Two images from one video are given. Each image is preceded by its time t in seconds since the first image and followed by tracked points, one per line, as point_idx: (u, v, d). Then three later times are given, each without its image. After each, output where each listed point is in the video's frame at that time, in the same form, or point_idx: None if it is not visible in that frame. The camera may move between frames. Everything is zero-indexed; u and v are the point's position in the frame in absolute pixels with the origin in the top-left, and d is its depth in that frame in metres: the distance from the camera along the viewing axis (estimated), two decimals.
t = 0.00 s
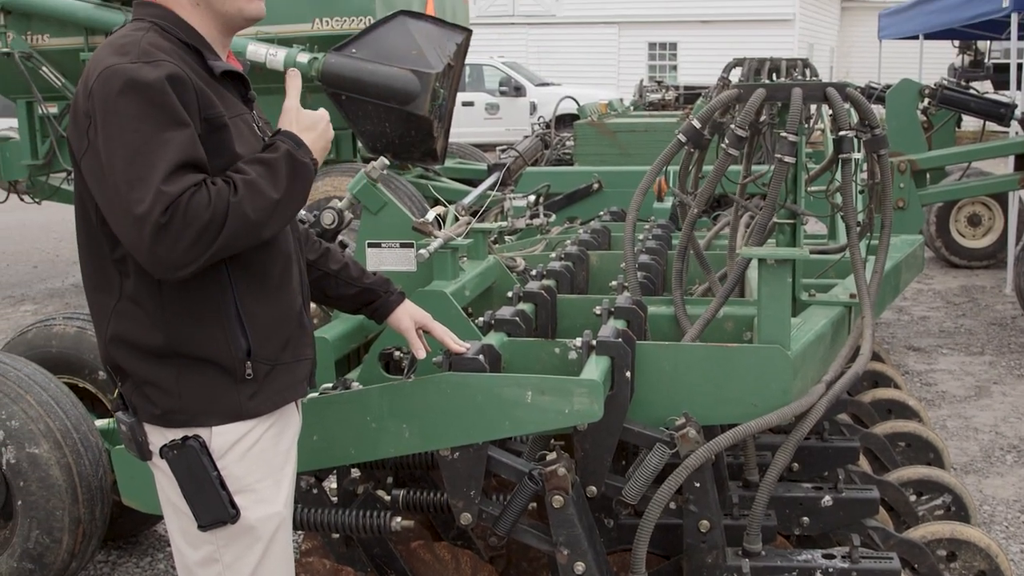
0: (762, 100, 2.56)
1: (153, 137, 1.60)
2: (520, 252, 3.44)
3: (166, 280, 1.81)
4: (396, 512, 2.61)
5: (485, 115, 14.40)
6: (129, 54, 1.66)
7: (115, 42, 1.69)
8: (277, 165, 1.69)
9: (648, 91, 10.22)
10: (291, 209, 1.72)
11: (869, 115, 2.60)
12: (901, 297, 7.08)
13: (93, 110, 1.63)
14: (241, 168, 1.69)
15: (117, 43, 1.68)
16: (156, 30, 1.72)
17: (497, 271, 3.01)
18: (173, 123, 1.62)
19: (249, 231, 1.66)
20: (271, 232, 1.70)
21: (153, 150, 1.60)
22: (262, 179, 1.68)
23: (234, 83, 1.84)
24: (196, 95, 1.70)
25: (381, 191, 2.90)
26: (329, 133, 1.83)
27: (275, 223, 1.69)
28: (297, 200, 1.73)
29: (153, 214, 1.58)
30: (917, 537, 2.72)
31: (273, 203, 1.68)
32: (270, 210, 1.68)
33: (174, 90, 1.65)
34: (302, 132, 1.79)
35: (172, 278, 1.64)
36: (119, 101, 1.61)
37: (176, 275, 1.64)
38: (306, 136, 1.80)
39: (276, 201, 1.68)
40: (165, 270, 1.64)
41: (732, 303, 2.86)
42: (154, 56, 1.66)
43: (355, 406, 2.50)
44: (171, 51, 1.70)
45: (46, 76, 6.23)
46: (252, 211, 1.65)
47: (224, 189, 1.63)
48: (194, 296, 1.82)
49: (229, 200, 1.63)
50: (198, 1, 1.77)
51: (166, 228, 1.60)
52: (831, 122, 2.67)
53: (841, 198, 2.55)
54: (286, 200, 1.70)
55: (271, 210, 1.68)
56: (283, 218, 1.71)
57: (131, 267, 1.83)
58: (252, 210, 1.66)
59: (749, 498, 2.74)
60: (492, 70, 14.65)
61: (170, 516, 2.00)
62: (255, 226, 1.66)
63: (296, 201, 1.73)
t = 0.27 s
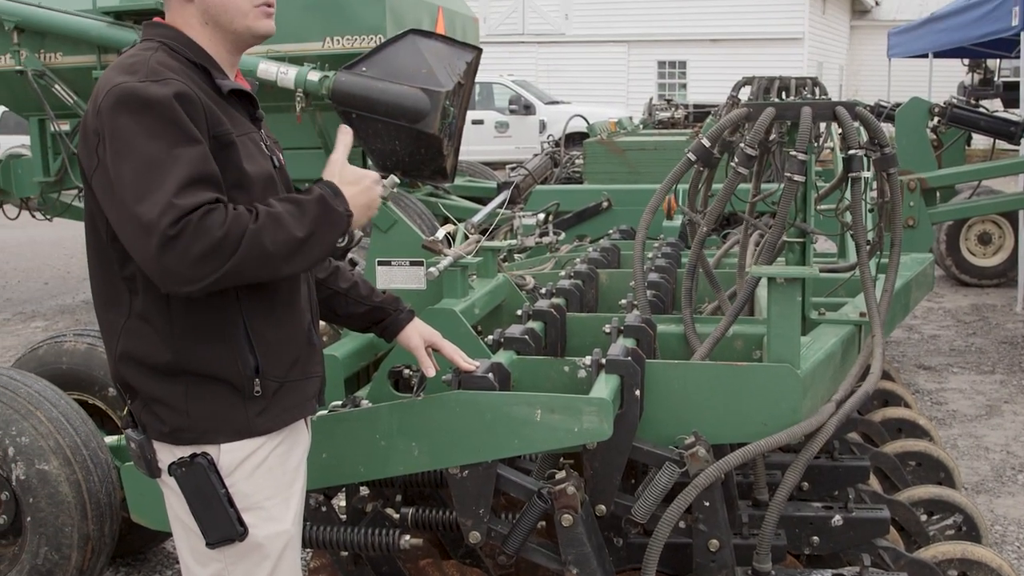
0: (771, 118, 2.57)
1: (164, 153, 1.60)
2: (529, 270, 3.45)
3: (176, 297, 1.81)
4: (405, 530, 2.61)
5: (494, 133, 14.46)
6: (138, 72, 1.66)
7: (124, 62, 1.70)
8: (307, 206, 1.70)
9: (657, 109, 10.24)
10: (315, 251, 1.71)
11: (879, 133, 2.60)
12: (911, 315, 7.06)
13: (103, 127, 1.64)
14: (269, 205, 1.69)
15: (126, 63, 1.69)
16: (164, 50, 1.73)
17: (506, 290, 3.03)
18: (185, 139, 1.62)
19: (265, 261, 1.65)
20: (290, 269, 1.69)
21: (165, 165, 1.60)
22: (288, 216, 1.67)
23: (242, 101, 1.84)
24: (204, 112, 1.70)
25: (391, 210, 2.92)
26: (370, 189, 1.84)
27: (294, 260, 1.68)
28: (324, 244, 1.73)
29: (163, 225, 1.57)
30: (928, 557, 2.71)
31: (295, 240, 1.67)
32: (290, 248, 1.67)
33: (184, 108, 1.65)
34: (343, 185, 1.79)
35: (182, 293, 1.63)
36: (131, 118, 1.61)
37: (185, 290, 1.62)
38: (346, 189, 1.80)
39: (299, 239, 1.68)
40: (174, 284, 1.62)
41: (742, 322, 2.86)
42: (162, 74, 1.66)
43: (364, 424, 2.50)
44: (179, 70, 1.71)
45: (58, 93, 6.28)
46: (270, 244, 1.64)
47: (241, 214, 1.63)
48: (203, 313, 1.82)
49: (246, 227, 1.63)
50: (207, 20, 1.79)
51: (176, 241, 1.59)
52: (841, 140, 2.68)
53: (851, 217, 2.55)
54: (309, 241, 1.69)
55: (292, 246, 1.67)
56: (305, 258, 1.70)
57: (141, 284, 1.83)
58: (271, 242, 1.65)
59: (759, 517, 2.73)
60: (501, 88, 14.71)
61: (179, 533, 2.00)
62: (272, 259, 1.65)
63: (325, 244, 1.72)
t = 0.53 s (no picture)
0: (778, 138, 2.57)
1: (180, 160, 1.59)
2: (537, 289, 3.45)
3: (188, 312, 1.79)
4: (412, 549, 2.62)
5: (502, 152, 14.52)
6: (148, 88, 1.67)
7: (134, 79, 1.71)
8: (326, 169, 1.59)
9: (665, 128, 10.27)
10: (343, 216, 1.59)
11: (886, 153, 2.61)
12: (919, 334, 7.04)
13: (116, 142, 1.64)
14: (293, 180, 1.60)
15: (135, 80, 1.70)
16: (174, 67, 1.74)
17: (514, 309, 3.04)
18: (202, 146, 1.61)
19: (288, 236, 1.56)
20: (317, 239, 1.58)
21: (181, 170, 1.58)
22: (305, 183, 1.58)
23: (249, 119, 1.85)
24: (216, 126, 1.70)
25: (399, 229, 2.93)
26: (405, 128, 1.66)
27: (320, 230, 1.58)
28: (353, 206, 1.60)
29: (183, 226, 1.54)
30: None
31: (316, 207, 1.57)
32: (313, 216, 1.57)
33: (196, 119, 1.65)
34: (371, 137, 1.64)
35: (216, 291, 1.58)
36: (144, 130, 1.61)
37: (218, 289, 1.58)
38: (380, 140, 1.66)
39: (320, 204, 1.57)
40: (206, 283, 1.58)
41: (749, 340, 2.87)
42: (174, 89, 1.67)
43: (371, 443, 2.50)
44: (189, 86, 1.72)
45: (68, 112, 6.32)
46: (288, 216, 1.55)
47: (257, 196, 1.56)
48: (213, 327, 1.80)
49: (264, 205, 1.56)
50: (214, 40, 1.80)
51: (200, 242, 1.55)
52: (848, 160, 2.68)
53: (858, 236, 2.54)
54: (333, 206, 1.58)
55: (315, 216, 1.57)
56: (332, 226, 1.59)
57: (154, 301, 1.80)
58: (289, 215, 1.55)
59: (767, 536, 2.72)
60: (509, 107, 14.77)
61: (185, 552, 2.00)
62: (294, 232, 1.56)
63: (354, 205, 1.60)
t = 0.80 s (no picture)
0: (786, 155, 2.57)
1: (189, 175, 1.59)
2: (544, 305, 3.46)
3: (198, 327, 1.79)
4: (419, 566, 2.62)
5: (509, 168, 14.56)
6: (160, 104, 1.68)
7: (146, 95, 1.71)
8: (336, 190, 1.57)
9: (672, 145, 10.28)
10: (353, 237, 1.57)
11: (893, 170, 2.60)
12: (928, 351, 7.02)
13: (126, 157, 1.64)
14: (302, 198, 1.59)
15: (147, 96, 1.71)
16: (185, 83, 1.75)
17: (521, 325, 3.04)
18: (212, 161, 1.61)
19: (296, 255, 1.55)
20: (325, 260, 1.56)
21: (190, 185, 1.58)
22: (315, 203, 1.56)
23: (260, 135, 1.86)
24: (226, 141, 1.70)
25: (408, 245, 2.93)
26: (424, 152, 1.63)
27: (328, 250, 1.56)
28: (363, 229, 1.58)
29: (190, 240, 1.54)
30: None
31: (325, 227, 1.55)
32: (322, 235, 1.55)
33: (206, 134, 1.65)
34: (389, 160, 1.61)
35: (220, 305, 1.57)
36: (154, 145, 1.62)
37: (222, 303, 1.57)
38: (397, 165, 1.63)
39: (330, 225, 1.55)
40: (210, 297, 1.57)
41: (757, 357, 2.87)
42: (185, 105, 1.68)
43: (379, 460, 2.50)
44: (201, 102, 1.73)
45: (78, 129, 6.34)
46: (297, 235, 1.54)
47: (266, 214, 1.55)
48: (221, 342, 1.80)
49: (273, 223, 1.54)
50: (226, 58, 1.81)
51: (206, 256, 1.54)
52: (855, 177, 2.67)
53: (866, 253, 2.54)
54: (343, 227, 1.56)
55: (324, 235, 1.55)
56: (341, 247, 1.57)
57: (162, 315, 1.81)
58: (297, 234, 1.54)
59: (775, 554, 2.71)
60: (517, 124, 14.81)
61: (192, 568, 2.01)
62: (301, 252, 1.55)
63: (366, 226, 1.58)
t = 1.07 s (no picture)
0: (791, 170, 2.58)
1: (196, 199, 1.60)
2: (550, 321, 3.46)
3: (202, 346, 1.80)
4: None
5: (516, 183, 14.60)
6: (170, 122, 1.68)
7: (156, 112, 1.71)
8: (336, 257, 1.68)
9: (678, 160, 10.30)
10: (346, 304, 1.68)
11: (899, 185, 2.60)
12: (934, 365, 7.00)
13: (133, 174, 1.64)
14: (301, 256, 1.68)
15: (157, 113, 1.71)
16: (196, 101, 1.75)
17: (527, 340, 3.05)
18: (219, 187, 1.63)
19: (293, 310, 1.63)
20: (320, 321, 1.66)
21: (197, 210, 1.59)
22: (318, 266, 1.66)
23: (269, 152, 1.86)
24: (233, 163, 1.71)
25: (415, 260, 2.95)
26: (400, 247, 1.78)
27: (323, 311, 1.66)
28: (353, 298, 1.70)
29: (194, 267, 1.56)
30: None
31: (325, 290, 1.66)
32: (320, 298, 1.65)
33: (214, 158, 1.66)
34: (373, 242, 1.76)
35: (211, 337, 1.61)
36: (162, 165, 1.62)
37: (215, 334, 1.60)
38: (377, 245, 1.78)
39: (329, 290, 1.66)
40: (203, 328, 1.60)
41: (763, 373, 2.86)
42: (194, 125, 1.68)
43: (384, 475, 2.49)
44: (210, 122, 1.73)
45: (85, 143, 6.37)
46: (301, 292, 1.63)
47: (273, 261, 1.62)
48: (226, 360, 1.81)
49: (279, 273, 1.62)
50: (237, 74, 1.81)
51: (207, 284, 1.57)
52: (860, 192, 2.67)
53: (872, 268, 2.53)
54: (339, 294, 1.67)
55: (323, 298, 1.66)
56: (334, 310, 1.68)
57: (164, 332, 1.82)
58: (302, 291, 1.63)
59: (782, 571, 2.71)
60: (523, 139, 14.84)
61: None
62: (301, 307, 1.64)
63: (357, 294, 1.70)
